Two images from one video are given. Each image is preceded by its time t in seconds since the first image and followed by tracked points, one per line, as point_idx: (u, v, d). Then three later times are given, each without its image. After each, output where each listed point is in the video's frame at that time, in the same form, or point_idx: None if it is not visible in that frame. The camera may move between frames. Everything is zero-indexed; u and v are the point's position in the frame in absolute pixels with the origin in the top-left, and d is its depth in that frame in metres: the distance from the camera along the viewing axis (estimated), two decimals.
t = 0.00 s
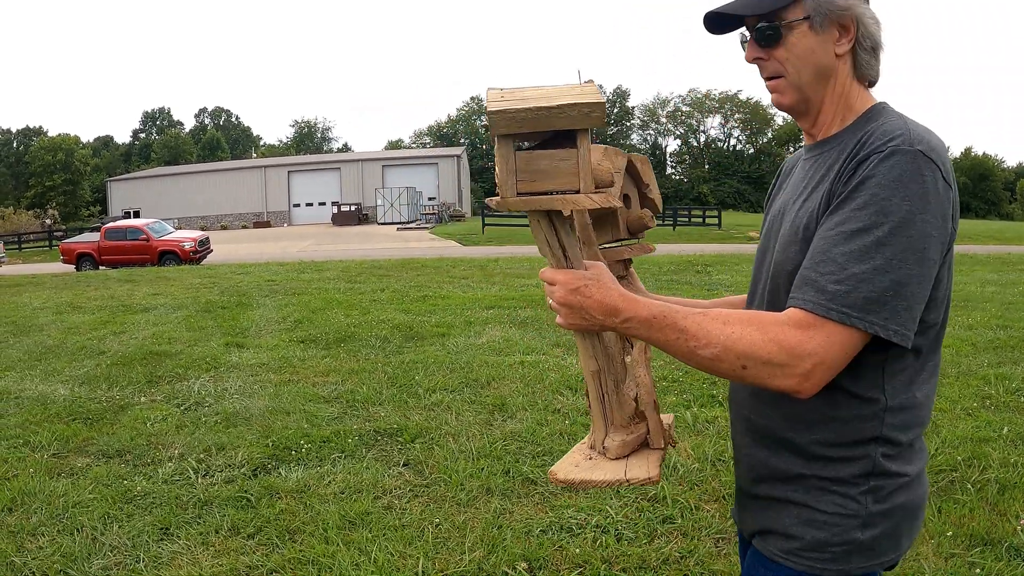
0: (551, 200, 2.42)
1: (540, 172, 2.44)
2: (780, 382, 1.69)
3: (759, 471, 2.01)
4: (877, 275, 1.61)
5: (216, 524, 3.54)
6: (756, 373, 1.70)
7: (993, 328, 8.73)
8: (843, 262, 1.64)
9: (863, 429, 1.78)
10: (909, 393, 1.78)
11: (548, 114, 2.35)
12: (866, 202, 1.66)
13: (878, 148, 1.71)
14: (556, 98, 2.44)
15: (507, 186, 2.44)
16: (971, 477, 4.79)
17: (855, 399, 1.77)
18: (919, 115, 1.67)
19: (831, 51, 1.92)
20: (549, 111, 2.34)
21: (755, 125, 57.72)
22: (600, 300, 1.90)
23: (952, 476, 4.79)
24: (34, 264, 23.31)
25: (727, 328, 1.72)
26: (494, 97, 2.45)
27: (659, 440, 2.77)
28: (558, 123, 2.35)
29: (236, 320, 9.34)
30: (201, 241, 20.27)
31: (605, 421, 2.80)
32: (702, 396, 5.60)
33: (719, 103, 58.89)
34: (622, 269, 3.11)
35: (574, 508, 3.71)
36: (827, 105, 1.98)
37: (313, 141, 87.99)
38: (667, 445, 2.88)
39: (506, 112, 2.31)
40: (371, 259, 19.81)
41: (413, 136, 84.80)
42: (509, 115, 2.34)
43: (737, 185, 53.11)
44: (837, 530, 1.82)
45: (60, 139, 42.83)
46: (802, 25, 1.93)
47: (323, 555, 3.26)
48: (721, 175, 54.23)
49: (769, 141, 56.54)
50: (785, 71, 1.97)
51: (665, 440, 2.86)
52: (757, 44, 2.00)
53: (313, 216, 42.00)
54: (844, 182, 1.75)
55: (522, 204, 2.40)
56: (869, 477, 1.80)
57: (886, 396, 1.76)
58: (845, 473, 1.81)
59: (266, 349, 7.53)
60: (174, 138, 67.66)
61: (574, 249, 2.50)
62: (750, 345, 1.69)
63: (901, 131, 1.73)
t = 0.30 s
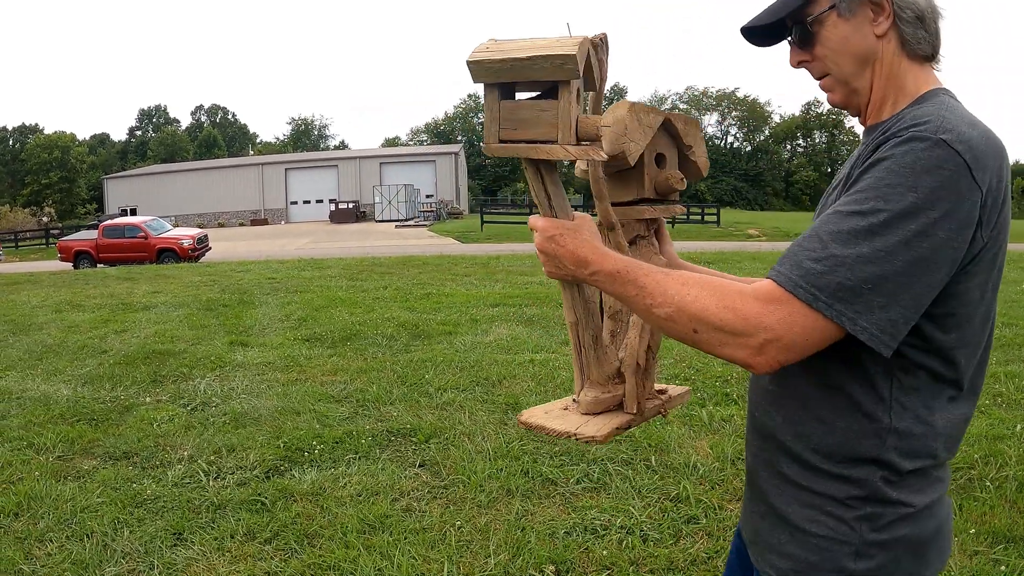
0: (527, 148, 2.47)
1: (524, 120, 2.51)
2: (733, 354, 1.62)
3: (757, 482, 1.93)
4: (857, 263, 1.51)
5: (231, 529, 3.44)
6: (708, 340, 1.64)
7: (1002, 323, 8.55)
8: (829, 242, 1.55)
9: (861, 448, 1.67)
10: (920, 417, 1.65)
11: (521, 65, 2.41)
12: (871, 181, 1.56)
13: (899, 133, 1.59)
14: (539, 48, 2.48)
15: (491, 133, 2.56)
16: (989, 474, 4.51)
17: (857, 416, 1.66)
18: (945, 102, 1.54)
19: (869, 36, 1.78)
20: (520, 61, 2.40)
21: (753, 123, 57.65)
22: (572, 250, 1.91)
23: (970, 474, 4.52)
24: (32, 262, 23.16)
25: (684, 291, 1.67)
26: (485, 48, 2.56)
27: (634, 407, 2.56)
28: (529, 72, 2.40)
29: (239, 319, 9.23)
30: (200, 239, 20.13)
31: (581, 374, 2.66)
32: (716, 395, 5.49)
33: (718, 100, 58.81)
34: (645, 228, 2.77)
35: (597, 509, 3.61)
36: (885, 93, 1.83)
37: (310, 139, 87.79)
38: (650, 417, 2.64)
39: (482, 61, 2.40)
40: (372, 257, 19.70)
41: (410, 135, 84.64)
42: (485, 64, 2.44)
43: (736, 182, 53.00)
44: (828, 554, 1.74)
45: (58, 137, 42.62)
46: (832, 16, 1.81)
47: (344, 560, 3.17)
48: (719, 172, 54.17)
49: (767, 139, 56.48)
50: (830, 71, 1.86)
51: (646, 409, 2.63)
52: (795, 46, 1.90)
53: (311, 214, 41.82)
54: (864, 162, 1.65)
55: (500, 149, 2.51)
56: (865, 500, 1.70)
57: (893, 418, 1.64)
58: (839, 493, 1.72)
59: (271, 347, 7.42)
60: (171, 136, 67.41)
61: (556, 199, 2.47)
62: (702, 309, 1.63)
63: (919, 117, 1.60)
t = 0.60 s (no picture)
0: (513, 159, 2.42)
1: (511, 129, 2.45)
2: (696, 372, 1.64)
3: (739, 505, 1.92)
4: (821, 283, 1.50)
5: (230, 537, 3.40)
6: (674, 356, 1.67)
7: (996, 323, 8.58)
8: (796, 261, 1.54)
9: (840, 478, 1.66)
10: (902, 452, 1.63)
11: (504, 76, 2.36)
12: (841, 198, 1.55)
13: (869, 149, 1.58)
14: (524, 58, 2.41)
15: (481, 142, 2.52)
16: (989, 477, 4.53)
17: (836, 445, 1.65)
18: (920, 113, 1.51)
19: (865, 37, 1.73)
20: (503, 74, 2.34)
21: (745, 122, 57.85)
22: (558, 259, 1.99)
23: (971, 476, 4.54)
24: (22, 262, 22.92)
25: (653, 307, 1.70)
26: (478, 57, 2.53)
27: (621, 415, 2.47)
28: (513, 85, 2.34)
29: (233, 320, 9.16)
30: (192, 239, 19.98)
31: (571, 379, 2.60)
32: (715, 397, 5.48)
33: (710, 99, 58.98)
34: (649, 234, 2.74)
35: (600, 515, 3.59)
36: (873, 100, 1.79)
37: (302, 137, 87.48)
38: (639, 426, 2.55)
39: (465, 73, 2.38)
40: (365, 257, 19.63)
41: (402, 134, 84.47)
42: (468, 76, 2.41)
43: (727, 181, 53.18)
44: None
45: (48, 136, 42.24)
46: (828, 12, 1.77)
47: (347, 569, 3.15)
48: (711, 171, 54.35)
49: (758, 138, 56.71)
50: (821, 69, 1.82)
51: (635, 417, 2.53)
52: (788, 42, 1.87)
53: (303, 212, 41.64)
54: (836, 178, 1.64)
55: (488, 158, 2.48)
56: (843, 532, 1.68)
57: (875, 451, 1.63)
58: (818, 524, 1.71)
59: (266, 349, 7.37)
60: (161, 134, 66.94)
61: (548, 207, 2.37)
62: (668, 326, 1.66)
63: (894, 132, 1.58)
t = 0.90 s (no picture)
0: (496, 182, 2.31)
1: (491, 151, 2.37)
2: (709, 398, 1.59)
3: (740, 513, 1.88)
4: (830, 294, 1.47)
5: (227, 544, 3.35)
6: (684, 383, 1.61)
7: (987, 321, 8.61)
8: (798, 274, 1.51)
9: (849, 482, 1.64)
10: (905, 449, 1.62)
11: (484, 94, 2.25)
12: (834, 207, 1.52)
13: (858, 152, 1.55)
14: (502, 75, 2.32)
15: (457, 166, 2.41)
16: (989, 475, 4.54)
17: (843, 447, 1.63)
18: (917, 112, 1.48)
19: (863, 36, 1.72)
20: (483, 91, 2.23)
21: (734, 121, 58.11)
22: (548, 285, 1.93)
23: (971, 475, 4.55)
24: (7, 263, 22.63)
25: (659, 332, 1.65)
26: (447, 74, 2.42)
27: (620, 438, 2.46)
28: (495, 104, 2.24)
29: (224, 321, 9.06)
30: (180, 239, 19.80)
31: (563, 407, 2.53)
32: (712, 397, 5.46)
33: (699, 98, 59.16)
34: (625, 247, 2.70)
35: (602, 517, 3.57)
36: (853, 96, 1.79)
37: (290, 137, 87.00)
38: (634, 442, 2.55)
39: (442, 94, 2.27)
40: (356, 257, 19.53)
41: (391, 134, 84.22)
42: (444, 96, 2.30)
43: (717, 181, 53.37)
44: None
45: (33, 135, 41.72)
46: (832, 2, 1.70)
47: None
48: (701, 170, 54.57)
49: (747, 137, 57.00)
50: (810, 59, 1.76)
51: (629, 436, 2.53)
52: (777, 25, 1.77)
53: (292, 212, 41.38)
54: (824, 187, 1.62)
55: (467, 182, 2.38)
56: (855, 534, 1.66)
57: (881, 452, 1.61)
58: (828, 527, 1.68)
59: (259, 351, 7.29)
60: (148, 133, 66.38)
61: (532, 231, 2.31)
62: (678, 352, 1.61)
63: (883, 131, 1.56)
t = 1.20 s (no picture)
0: (530, 198, 2.08)
1: (521, 162, 2.13)
2: (776, 406, 1.52)
3: (746, 509, 1.84)
4: (880, 283, 1.47)
5: (232, 550, 3.31)
6: (752, 395, 1.52)
7: (979, 320, 8.68)
8: (840, 270, 1.50)
9: (863, 453, 1.65)
10: (902, 415, 1.67)
11: (540, 95, 2.03)
12: (861, 206, 1.53)
13: (869, 151, 1.59)
14: (548, 77, 2.15)
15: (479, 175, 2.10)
16: (989, 473, 4.56)
17: (853, 420, 1.64)
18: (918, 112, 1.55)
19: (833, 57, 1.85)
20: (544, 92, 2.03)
21: (723, 121, 58.33)
22: (573, 312, 1.65)
23: (972, 473, 4.57)
24: None
25: (718, 346, 1.53)
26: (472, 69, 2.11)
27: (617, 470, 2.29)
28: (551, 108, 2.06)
29: (217, 322, 8.96)
30: (170, 239, 19.61)
31: (557, 444, 2.28)
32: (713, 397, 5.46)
33: (688, 98, 59.43)
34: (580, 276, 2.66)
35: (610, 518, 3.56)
36: (818, 107, 1.88)
37: (278, 136, 86.51)
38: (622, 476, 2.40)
39: (493, 91, 1.99)
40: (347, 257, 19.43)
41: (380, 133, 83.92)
42: (491, 93, 2.01)
43: (705, 180, 53.61)
44: (843, 562, 1.68)
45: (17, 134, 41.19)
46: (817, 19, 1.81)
47: None
48: (690, 170, 54.79)
49: (735, 137, 57.28)
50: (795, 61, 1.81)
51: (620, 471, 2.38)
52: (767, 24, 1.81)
53: (281, 212, 41.12)
54: (834, 187, 1.62)
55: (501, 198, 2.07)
56: (871, 504, 1.68)
57: (886, 420, 1.65)
58: (847, 501, 1.68)
59: (253, 352, 7.21)
60: (135, 133, 65.80)
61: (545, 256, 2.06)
62: (745, 364, 1.51)
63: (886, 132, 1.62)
